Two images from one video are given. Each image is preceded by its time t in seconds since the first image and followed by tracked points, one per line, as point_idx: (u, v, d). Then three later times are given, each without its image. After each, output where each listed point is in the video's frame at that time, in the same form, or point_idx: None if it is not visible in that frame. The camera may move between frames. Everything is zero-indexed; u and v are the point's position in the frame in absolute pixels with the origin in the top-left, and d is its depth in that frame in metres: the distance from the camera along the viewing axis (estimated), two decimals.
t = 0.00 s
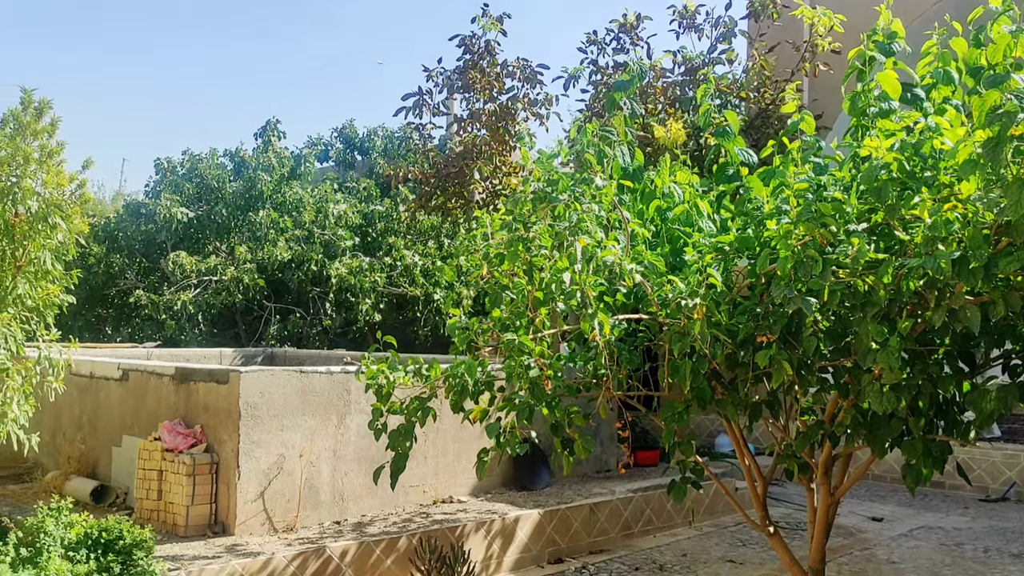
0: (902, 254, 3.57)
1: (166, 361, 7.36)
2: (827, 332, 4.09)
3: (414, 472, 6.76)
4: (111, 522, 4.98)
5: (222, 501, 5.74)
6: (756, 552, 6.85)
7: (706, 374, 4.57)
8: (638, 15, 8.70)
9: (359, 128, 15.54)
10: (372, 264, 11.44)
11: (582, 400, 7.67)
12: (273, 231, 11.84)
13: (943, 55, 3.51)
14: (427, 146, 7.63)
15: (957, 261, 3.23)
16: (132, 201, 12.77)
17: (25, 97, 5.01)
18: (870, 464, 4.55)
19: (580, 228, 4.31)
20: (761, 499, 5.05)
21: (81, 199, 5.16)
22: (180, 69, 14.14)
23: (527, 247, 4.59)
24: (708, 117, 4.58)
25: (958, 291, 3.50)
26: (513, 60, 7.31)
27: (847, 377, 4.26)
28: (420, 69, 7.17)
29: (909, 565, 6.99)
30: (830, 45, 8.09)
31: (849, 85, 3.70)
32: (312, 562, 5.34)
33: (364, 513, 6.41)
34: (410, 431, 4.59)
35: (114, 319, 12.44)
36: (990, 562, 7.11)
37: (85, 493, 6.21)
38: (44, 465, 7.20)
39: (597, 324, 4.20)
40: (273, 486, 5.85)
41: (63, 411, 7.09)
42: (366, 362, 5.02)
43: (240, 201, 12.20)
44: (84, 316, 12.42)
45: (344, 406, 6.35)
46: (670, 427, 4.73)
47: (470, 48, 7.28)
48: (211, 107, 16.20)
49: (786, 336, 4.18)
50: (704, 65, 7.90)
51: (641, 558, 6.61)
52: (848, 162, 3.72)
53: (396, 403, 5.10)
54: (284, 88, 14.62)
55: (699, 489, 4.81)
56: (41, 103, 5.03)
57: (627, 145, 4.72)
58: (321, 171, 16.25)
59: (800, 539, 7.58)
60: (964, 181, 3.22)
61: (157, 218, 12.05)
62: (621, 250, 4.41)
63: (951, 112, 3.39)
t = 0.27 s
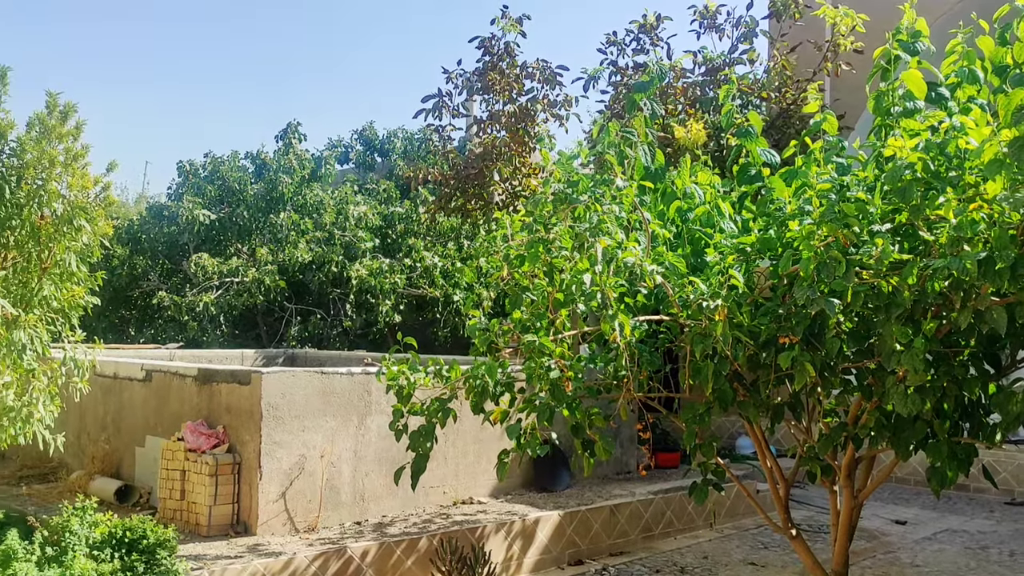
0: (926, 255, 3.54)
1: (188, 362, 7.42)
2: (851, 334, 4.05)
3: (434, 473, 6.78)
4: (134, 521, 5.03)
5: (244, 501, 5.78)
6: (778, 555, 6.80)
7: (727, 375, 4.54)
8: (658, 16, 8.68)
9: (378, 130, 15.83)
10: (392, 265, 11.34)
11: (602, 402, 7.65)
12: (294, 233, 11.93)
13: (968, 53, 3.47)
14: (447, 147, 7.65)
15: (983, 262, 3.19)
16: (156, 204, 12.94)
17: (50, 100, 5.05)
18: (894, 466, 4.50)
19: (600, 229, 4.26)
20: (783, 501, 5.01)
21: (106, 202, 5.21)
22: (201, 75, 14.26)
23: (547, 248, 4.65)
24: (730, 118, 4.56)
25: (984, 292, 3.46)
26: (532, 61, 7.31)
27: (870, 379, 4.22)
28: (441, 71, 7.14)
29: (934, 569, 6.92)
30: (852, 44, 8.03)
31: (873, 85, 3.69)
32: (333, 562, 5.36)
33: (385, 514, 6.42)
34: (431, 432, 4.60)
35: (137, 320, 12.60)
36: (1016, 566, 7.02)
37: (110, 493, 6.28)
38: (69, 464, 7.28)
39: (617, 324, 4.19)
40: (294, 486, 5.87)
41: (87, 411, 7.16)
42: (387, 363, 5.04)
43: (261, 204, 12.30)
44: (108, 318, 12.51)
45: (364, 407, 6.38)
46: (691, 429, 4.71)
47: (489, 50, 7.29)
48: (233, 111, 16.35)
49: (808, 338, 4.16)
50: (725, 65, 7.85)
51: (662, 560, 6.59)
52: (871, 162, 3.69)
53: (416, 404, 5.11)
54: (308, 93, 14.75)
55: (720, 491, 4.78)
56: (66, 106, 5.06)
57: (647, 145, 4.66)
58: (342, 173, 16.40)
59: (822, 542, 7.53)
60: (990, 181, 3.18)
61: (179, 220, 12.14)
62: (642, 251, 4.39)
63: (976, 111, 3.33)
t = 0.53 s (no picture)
0: (952, 255, 3.51)
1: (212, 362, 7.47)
2: (876, 334, 4.02)
3: (456, 473, 6.79)
4: (159, 520, 5.08)
5: (267, 501, 5.81)
6: (801, 557, 6.75)
7: (750, 376, 4.50)
8: (680, 15, 8.64)
9: (399, 132, 15.90)
10: (413, 265, 11.46)
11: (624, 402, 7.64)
12: (315, 234, 12.00)
13: (995, 52, 3.49)
14: (467, 148, 7.65)
15: (1010, 262, 3.15)
16: (179, 205, 13.03)
17: (76, 103, 5.08)
18: (920, 469, 4.45)
19: (622, 230, 4.33)
20: (807, 503, 4.97)
21: (131, 203, 5.25)
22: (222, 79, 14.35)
23: (569, 248, 4.61)
24: (754, 117, 4.57)
25: (1012, 292, 3.41)
26: (553, 62, 7.30)
27: (896, 380, 4.17)
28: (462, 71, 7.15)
29: (960, 572, 6.84)
30: (876, 43, 7.96)
31: (897, 83, 3.67)
32: (355, 561, 5.38)
33: (406, 514, 6.44)
34: (453, 432, 4.60)
35: (161, 321, 12.73)
36: None
37: (134, 492, 6.34)
38: (94, 463, 7.35)
39: (641, 325, 4.15)
40: (316, 485, 5.90)
41: (113, 411, 7.23)
42: (409, 362, 5.04)
43: (283, 205, 12.28)
44: (132, 318, 12.69)
45: (386, 407, 6.39)
46: (714, 430, 4.69)
47: (509, 50, 7.30)
48: (255, 114, 16.45)
49: (832, 339, 4.12)
50: (748, 64, 7.81)
51: (683, 562, 6.56)
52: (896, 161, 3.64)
53: (438, 405, 5.12)
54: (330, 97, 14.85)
55: (743, 493, 4.75)
56: (91, 108, 5.09)
57: (670, 143, 4.82)
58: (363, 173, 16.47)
59: (845, 544, 7.47)
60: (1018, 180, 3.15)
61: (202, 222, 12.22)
62: (665, 251, 4.36)
63: (1003, 109, 3.31)
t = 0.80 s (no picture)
0: (981, 255, 3.47)
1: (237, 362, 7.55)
2: (904, 334, 3.98)
3: (478, 474, 6.79)
4: (185, 519, 5.13)
5: (291, 500, 5.85)
6: (826, 560, 6.70)
7: (775, 377, 4.47)
8: (703, 14, 8.59)
9: (421, 132, 15.85)
10: (435, 266, 11.43)
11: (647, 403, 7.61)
12: (338, 235, 12.03)
13: None
14: (489, 148, 7.65)
15: None
16: (203, 206, 13.13)
17: (103, 105, 5.11)
18: (948, 470, 4.40)
19: (647, 230, 4.27)
20: (833, 505, 4.92)
21: (157, 205, 5.30)
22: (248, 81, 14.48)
23: (592, 249, 4.59)
24: (780, 115, 4.51)
25: None
26: (575, 62, 7.29)
27: (923, 381, 4.13)
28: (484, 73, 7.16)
29: None
30: (902, 40, 7.88)
31: (925, 81, 3.63)
32: (378, 561, 5.40)
33: (429, 514, 6.46)
34: (476, 432, 4.61)
35: (187, 321, 12.89)
36: None
37: (161, 490, 6.40)
38: (121, 462, 7.44)
39: (664, 325, 4.13)
40: (340, 485, 5.93)
41: (139, 410, 7.31)
42: (432, 363, 5.06)
43: (306, 206, 12.35)
44: (158, 319, 12.87)
45: (409, 407, 6.40)
46: (739, 431, 4.67)
47: (531, 51, 7.30)
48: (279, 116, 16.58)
49: (859, 339, 4.08)
50: (771, 63, 7.75)
51: (707, 563, 6.52)
52: (924, 159, 3.60)
53: (461, 405, 5.12)
54: (351, 96, 14.88)
55: (768, 494, 4.72)
56: (118, 111, 5.12)
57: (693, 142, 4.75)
58: (385, 174, 16.50)
59: (871, 547, 7.39)
60: None
61: (226, 223, 12.33)
62: (689, 251, 4.33)
63: None
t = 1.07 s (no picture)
0: (1013, 255, 3.42)
1: (263, 363, 7.61)
2: (934, 336, 3.93)
3: (503, 475, 6.80)
4: (213, 518, 5.17)
5: (317, 500, 5.88)
6: (854, 563, 6.63)
7: (802, 379, 4.44)
8: (727, 14, 8.54)
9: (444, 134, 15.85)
10: (459, 267, 11.46)
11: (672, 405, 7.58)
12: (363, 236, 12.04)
13: None
14: (513, 149, 7.65)
15: None
16: (229, 208, 13.24)
17: (132, 109, 5.17)
18: (978, 473, 4.34)
19: (672, 230, 4.23)
20: (861, 508, 4.87)
21: (185, 207, 5.36)
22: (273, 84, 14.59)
23: (617, 250, 4.61)
24: (808, 114, 4.46)
25: None
26: (599, 62, 7.27)
27: (954, 383, 4.08)
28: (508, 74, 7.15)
29: None
30: (931, 38, 7.79)
31: (955, 79, 3.58)
32: (403, 561, 5.42)
33: (454, 515, 6.47)
34: (500, 434, 4.62)
35: (214, 322, 12.99)
36: None
37: (188, 490, 6.47)
38: (149, 462, 7.52)
39: (690, 326, 4.11)
40: (365, 486, 5.96)
41: (167, 410, 7.38)
42: (456, 363, 5.06)
43: (331, 207, 12.42)
44: (185, 320, 12.99)
45: (433, 408, 6.42)
46: (765, 433, 4.63)
47: (555, 52, 7.29)
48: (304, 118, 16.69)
49: (888, 341, 4.01)
50: (797, 62, 7.68)
51: (733, 566, 6.48)
52: (954, 159, 3.56)
53: (486, 406, 5.12)
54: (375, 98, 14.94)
55: (795, 497, 4.69)
56: (147, 115, 5.18)
57: (721, 143, 4.83)
58: (408, 176, 16.54)
59: (900, 550, 7.31)
60: None
61: (252, 225, 12.43)
62: (715, 252, 4.30)
63: None
